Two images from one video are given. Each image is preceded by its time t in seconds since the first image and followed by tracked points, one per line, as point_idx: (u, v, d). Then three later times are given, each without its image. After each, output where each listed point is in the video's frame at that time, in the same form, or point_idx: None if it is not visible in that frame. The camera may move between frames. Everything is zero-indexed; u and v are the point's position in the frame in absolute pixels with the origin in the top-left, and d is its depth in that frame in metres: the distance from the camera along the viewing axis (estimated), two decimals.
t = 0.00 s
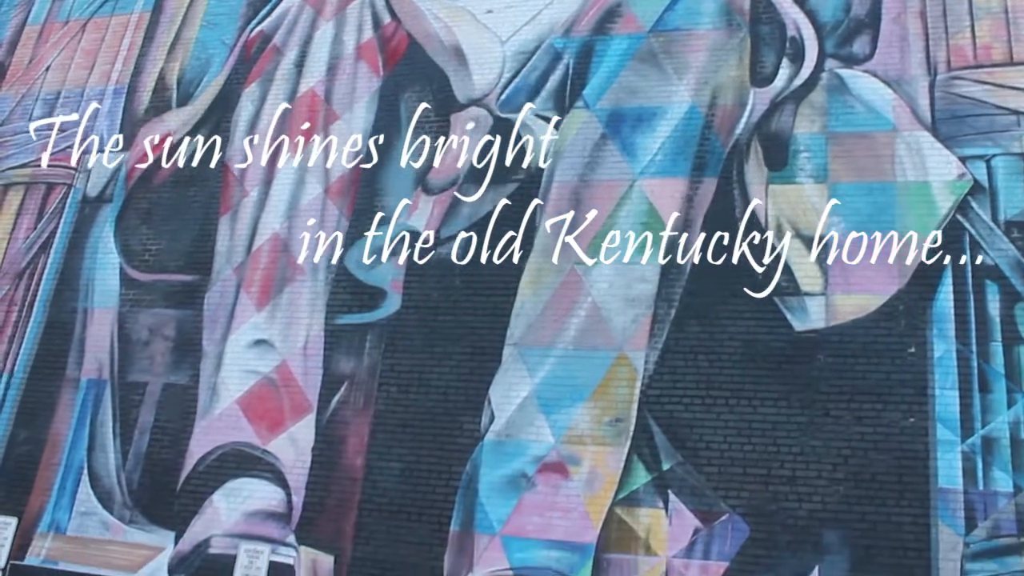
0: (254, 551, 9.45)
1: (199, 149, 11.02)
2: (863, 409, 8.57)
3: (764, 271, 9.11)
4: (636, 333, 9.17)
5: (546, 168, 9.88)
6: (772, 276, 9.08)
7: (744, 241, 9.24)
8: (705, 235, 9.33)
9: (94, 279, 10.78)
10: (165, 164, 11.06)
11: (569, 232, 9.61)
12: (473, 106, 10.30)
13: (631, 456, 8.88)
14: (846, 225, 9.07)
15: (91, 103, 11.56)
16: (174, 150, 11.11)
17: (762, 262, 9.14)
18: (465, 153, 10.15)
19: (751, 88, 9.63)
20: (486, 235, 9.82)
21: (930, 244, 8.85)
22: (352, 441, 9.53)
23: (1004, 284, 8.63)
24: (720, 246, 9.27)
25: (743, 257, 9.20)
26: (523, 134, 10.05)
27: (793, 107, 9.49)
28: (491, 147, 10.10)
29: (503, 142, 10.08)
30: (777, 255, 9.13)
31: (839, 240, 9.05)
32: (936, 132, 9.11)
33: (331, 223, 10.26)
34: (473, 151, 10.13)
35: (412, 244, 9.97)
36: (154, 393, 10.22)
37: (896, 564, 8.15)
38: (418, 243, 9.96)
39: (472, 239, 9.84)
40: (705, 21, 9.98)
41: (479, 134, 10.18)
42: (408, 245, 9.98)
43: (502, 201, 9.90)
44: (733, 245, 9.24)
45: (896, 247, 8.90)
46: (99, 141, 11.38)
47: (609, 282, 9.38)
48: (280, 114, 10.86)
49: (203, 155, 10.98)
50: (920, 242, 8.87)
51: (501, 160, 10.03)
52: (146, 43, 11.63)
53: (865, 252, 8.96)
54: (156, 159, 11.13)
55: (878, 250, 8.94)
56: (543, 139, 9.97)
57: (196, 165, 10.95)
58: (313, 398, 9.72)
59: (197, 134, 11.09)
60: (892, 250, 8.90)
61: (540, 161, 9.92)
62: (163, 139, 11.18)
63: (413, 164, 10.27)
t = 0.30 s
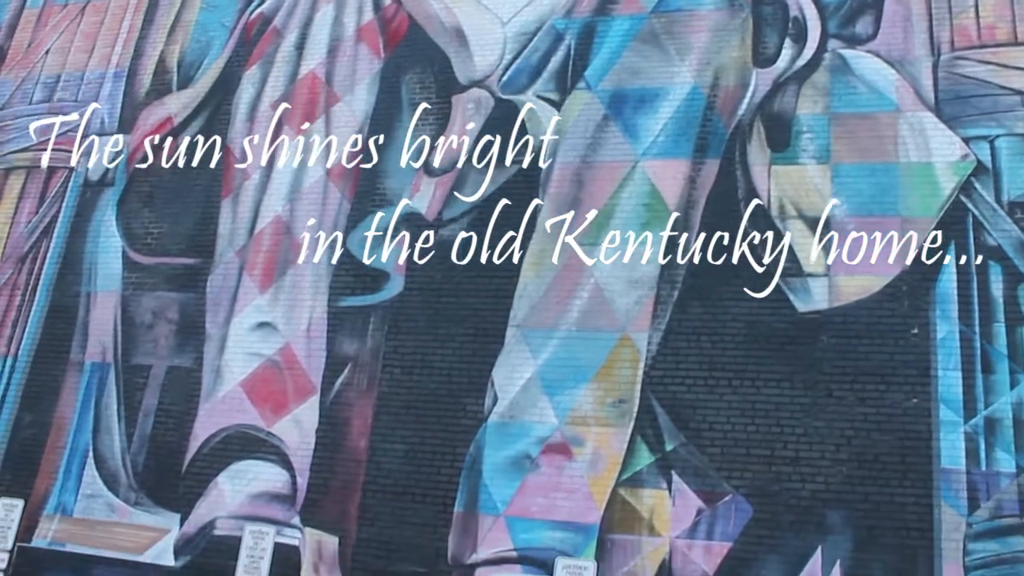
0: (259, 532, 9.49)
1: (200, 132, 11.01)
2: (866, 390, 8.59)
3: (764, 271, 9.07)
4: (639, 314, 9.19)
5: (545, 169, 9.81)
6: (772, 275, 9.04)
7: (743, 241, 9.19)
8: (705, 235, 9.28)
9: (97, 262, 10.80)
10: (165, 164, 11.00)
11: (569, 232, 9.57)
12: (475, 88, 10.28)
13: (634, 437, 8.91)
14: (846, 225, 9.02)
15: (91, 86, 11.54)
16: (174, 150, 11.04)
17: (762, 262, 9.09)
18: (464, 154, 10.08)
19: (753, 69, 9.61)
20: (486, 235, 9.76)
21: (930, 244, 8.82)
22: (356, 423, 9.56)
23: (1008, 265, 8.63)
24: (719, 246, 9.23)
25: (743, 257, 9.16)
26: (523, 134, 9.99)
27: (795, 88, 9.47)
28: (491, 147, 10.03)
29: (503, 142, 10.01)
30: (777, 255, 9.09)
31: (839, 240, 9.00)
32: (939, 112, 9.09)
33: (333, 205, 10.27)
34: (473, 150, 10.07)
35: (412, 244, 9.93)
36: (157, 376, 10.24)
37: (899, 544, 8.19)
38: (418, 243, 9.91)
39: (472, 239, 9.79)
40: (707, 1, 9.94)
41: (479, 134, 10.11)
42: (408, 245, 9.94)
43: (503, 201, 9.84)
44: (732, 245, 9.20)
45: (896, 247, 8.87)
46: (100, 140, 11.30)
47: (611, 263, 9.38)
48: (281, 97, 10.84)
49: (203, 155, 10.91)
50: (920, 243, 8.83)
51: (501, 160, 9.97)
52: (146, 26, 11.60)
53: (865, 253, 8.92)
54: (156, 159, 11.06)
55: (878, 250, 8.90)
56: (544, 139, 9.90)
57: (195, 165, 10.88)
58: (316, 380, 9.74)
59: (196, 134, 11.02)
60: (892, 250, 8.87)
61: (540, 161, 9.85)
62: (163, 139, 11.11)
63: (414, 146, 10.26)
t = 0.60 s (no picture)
0: (264, 513, 9.54)
1: (201, 114, 10.99)
2: (868, 370, 8.61)
3: (764, 271, 9.03)
4: (642, 295, 9.20)
5: (545, 169, 9.75)
6: (772, 276, 9.00)
7: (743, 241, 9.15)
8: (705, 236, 9.24)
9: (99, 245, 10.80)
10: (165, 164, 10.93)
11: (569, 232, 9.51)
12: (476, 69, 10.24)
13: (637, 417, 8.94)
14: (846, 225, 8.97)
15: (90, 68, 11.50)
16: (173, 149, 10.97)
17: (762, 262, 9.05)
18: (464, 155, 10.01)
19: (755, 49, 9.58)
20: (486, 235, 9.71)
21: (930, 244, 8.77)
22: (360, 404, 9.59)
23: (1011, 245, 8.62)
24: (719, 246, 9.19)
25: (743, 256, 9.11)
26: (524, 135, 9.91)
27: (798, 68, 9.44)
28: (491, 147, 9.97)
29: (503, 142, 9.95)
30: (777, 255, 9.04)
31: (839, 240, 8.95)
32: (943, 92, 9.05)
33: (334, 187, 10.26)
34: (473, 150, 10.00)
35: (413, 244, 9.88)
36: (161, 358, 10.27)
37: (902, 524, 8.23)
38: (418, 243, 9.86)
39: (472, 239, 9.74)
40: None
41: (479, 134, 10.05)
42: (408, 245, 9.89)
43: (502, 201, 9.78)
44: (732, 245, 9.16)
45: (896, 247, 8.81)
46: (99, 140, 11.24)
47: (614, 244, 9.38)
48: (281, 79, 10.81)
49: (203, 155, 10.85)
50: (920, 242, 8.79)
51: (501, 160, 9.90)
52: (146, 8, 11.57)
53: (865, 253, 8.88)
54: (156, 159, 11.00)
55: (877, 250, 8.85)
56: (544, 139, 9.83)
57: (196, 165, 10.83)
58: (320, 362, 9.77)
59: (196, 134, 10.95)
60: (893, 250, 8.81)
61: (540, 162, 9.79)
62: (163, 139, 11.05)
63: (415, 127, 10.24)
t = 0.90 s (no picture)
0: (268, 494, 9.59)
1: (201, 96, 10.96)
2: (871, 350, 8.61)
3: (764, 271, 8.98)
4: (644, 275, 9.20)
5: (547, 149, 9.74)
6: (772, 275, 8.95)
7: (744, 241, 9.09)
8: (705, 236, 9.18)
9: (101, 228, 10.81)
10: (165, 164, 10.85)
11: (569, 232, 9.46)
12: (477, 49, 10.20)
13: (640, 397, 8.95)
14: (846, 225, 8.91)
15: (90, 50, 11.46)
16: (173, 150, 10.89)
17: (762, 262, 9.00)
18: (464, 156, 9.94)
19: (757, 28, 9.52)
20: (486, 234, 9.67)
21: (929, 244, 8.73)
22: (363, 384, 9.61)
23: (1014, 225, 8.61)
24: (720, 246, 9.13)
25: (743, 256, 9.06)
26: (524, 134, 9.84)
27: (800, 47, 9.39)
28: (491, 147, 9.90)
29: (503, 142, 9.88)
30: (777, 255, 8.99)
31: (839, 240, 8.90)
32: (946, 71, 9.02)
33: (336, 168, 10.26)
34: (472, 150, 9.94)
35: (412, 244, 9.84)
36: (164, 341, 10.29)
37: (904, 503, 8.25)
38: (418, 243, 9.82)
39: (472, 239, 9.69)
40: None
41: (479, 134, 9.97)
42: (408, 245, 9.85)
43: (502, 201, 9.73)
44: (732, 245, 9.10)
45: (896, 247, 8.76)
46: (99, 140, 11.16)
47: (615, 225, 9.38)
48: (282, 60, 10.77)
49: (203, 155, 10.76)
50: (920, 242, 8.74)
51: (501, 160, 9.84)
52: None
53: (866, 252, 8.83)
54: (156, 159, 10.92)
55: (878, 250, 8.80)
56: (544, 139, 9.76)
57: (196, 165, 10.75)
58: (323, 342, 9.79)
59: (196, 134, 10.87)
60: (893, 250, 8.76)
61: (540, 161, 9.73)
62: (163, 139, 10.96)
63: (416, 107, 10.21)
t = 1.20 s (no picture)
0: (270, 475, 9.61)
1: (201, 78, 10.92)
2: (872, 329, 8.61)
3: (764, 271, 8.94)
4: (645, 255, 9.19)
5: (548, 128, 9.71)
6: (772, 276, 8.91)
7: (743, 240, 9.04)
8: (705, 235, 9.13)
9: (101, 211, 10.81)
10: (165, 164, 10.77)
11: (569, 232, 9.41)
12: (477, 29, 10.15)
13: (641, 377, 8.96)
14: (846, 225, 8.86)
15: (89, 32, 11.41)
16: (173, 149, 10.81)
17: (762, 262, 8.95)
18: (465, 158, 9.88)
19: (759, 7, 9.47)
20: (486, 235, 9.62)
21: (929, 244, 8.67)
22: (364, 366, 9.62)
23: (1016, 203, 8.59)
24: (719, 246, 9.08)
25: (743, 256, 9.01)
26: (523, 134, 9.76)
27: (802, 26, 9.34)
28: (491, 147, 9.84)
29: (503, 142, 9.81)
30: (777, 255, 8.94)
31: (839, 240, 8.84)
32: (949, 49, 8.97)
33: (336, 149, 10.25)
34: (472, 150, 9.88)
35: (412, 244, 9.79)
36: (165, 323, 10.30)
37: (904, 481, 8.27)
38: (418, 243, 9.78)
39: (472, 239, 9.65)
40: None
41: (479, 134, 9.91)
42: (408, 245, 9.80)
43: (502, 201, 9.68)
44: (732, 245, 9.05)
45: (896, 247, 8.70)
46: (100, 141, 11.08)
47: (617, 205, 9.36)
48: (282, 41, 10.73)
49: (203, 155, 10.69)
50: (920, 242, 8.68)
51: (501, 161, 9.78)
52: None
53: (865, 252, 8.77)
54: (156, 159, 10.85)
55: (877, 250, 8.75)
56: (544, 139, 9.69)
57: (196, 165, 10.68)
58: (324, 324, 9.80)
59: (196, 134, 10.79)
60: (892, 250, 8.71)
61: (540, 161, 9.66)
62: (163, 139, 10.88)
63: (416, 88, 10.18)
